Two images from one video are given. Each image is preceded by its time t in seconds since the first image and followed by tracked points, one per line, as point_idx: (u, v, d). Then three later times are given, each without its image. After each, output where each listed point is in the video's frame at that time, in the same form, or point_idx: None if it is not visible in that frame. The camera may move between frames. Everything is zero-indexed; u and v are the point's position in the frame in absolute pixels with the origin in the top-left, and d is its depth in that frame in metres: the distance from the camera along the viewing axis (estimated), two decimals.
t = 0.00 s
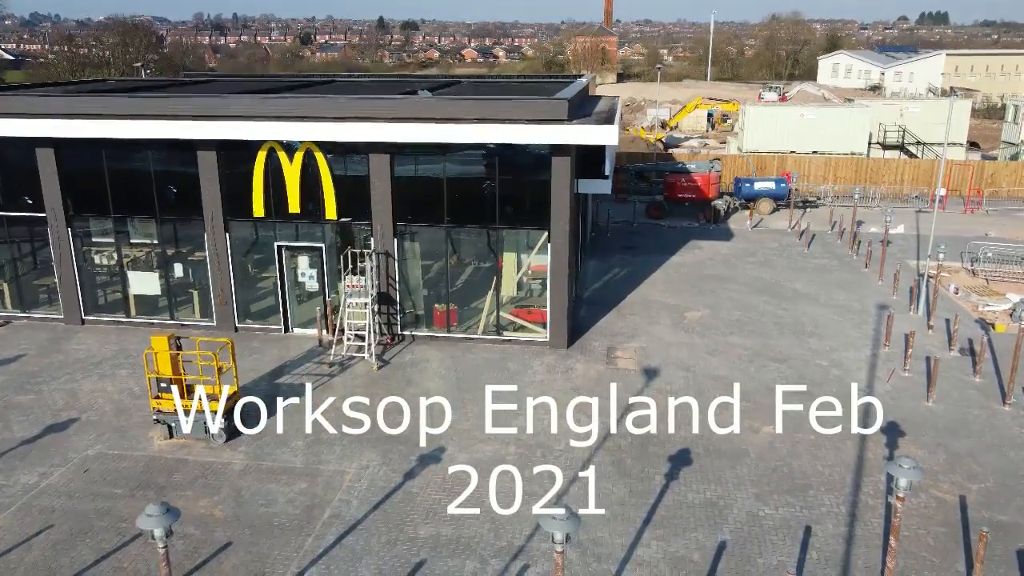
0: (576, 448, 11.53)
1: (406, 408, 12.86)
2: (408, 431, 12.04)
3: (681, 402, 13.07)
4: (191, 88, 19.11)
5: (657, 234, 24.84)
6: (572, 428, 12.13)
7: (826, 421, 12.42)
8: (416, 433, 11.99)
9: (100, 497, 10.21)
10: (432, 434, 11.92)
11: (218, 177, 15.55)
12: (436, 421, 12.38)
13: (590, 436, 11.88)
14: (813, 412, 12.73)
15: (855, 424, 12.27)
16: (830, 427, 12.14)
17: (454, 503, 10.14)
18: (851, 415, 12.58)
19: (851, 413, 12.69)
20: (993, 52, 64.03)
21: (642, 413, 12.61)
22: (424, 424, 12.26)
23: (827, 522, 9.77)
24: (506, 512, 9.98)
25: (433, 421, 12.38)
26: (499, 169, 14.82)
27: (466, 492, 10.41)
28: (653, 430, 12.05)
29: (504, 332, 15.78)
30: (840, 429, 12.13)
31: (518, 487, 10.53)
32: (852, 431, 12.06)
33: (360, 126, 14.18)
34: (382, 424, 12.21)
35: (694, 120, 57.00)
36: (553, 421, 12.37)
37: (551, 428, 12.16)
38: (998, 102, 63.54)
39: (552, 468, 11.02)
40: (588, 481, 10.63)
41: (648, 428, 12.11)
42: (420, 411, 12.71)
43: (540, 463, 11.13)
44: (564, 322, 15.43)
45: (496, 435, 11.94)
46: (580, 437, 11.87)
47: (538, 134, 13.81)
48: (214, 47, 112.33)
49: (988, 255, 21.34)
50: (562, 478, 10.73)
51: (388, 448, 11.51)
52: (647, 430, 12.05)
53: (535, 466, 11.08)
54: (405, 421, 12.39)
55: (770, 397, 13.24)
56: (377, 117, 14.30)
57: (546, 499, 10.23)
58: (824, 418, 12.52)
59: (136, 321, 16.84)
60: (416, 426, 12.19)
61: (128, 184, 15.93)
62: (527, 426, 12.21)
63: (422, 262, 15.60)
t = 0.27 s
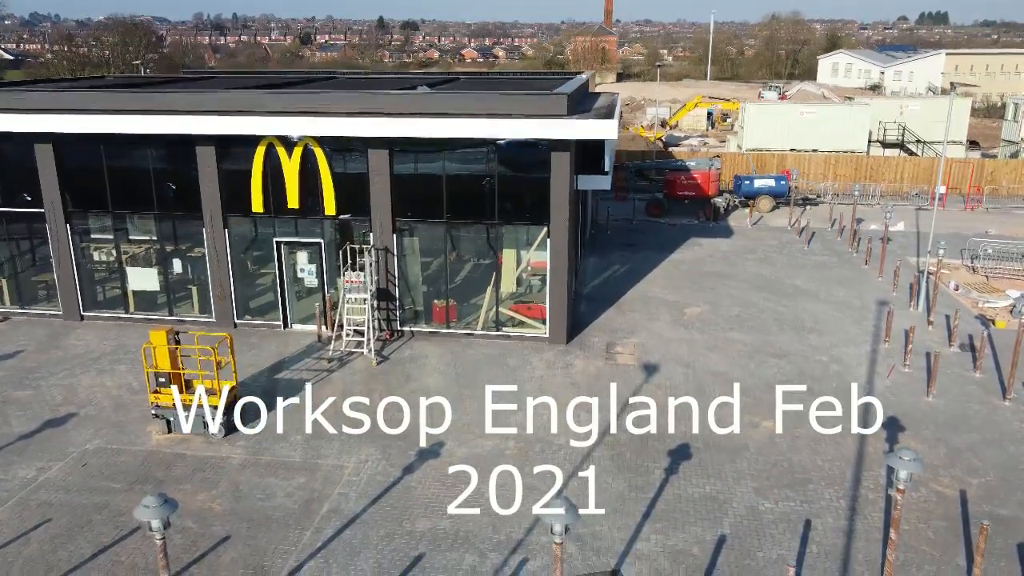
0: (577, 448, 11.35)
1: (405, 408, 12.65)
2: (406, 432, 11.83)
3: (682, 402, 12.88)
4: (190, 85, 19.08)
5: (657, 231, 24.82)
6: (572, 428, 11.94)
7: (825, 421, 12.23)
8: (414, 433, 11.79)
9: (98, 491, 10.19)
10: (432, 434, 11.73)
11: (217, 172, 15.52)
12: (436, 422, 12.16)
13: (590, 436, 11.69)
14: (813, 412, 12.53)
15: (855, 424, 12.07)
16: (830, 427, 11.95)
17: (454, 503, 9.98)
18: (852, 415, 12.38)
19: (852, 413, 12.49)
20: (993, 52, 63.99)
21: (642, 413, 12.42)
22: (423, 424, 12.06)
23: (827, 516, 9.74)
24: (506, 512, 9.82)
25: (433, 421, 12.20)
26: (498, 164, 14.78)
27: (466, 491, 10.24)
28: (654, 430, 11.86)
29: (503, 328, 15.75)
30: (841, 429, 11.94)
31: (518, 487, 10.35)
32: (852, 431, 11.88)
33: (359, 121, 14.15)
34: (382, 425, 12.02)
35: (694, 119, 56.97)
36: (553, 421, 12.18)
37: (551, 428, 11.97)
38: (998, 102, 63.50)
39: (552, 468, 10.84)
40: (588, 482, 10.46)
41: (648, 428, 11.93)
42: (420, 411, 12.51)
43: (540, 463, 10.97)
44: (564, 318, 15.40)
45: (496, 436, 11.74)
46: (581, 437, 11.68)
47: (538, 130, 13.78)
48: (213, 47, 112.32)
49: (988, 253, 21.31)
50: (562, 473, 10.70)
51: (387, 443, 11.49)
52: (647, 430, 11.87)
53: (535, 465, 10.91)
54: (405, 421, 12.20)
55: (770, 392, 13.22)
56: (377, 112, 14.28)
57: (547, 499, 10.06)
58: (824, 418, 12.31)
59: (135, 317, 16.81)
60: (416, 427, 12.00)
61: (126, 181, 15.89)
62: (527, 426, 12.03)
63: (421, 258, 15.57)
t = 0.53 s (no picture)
0: (576, 448, 11.18)
1: (405, 408, 12.47)
2: (403, 432, 11.64)
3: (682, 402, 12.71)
4: (190, 80, 19.04)
5: (657, 229, 24.79)
6: (573, 428, 11.79)
7: (825, 420, 12.04)
8: (411, 433, 11.62)
9: (96, 486, 10.16)
10: (432, 435, 11.55)
11: (216, 167, 15.49)
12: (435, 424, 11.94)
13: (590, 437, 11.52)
14: (813, 412, 12.34)
15: (855, 424, 11.90)
16: (830, 427, 11.77)
17: (454, 503, 9.84)
18: (852, 415, 12.20)
19: (852, 413, 12.30)
20: (992, 51, 63.96)
21: (642, 413, 12.25)
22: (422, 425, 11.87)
23: (827, 510, 9.72)
24: (506, 511, 9.68)
25: (434, 421, 12.02)
26: (498, 160, 14.76)
27: (466, 491, 10.10)
28: (653, 430, 11.70)
29: (503, 323, 15.73)
30: (841, 429, 11.76)
31: (519, 488, 10.19)
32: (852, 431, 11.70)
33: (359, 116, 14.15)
34: (382, 425, 11.84)
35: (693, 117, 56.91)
36: (554, 421, 12.01)
37: (551, 428, 11.80)
38: (998, 101, 63.45)
39: (552, 469, 10.68)
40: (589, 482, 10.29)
41: (648, 428, 11.76)
42: (420, 411, 12.33)
43: (540, 463, 10.80)
44: (563, 314, 15.38)
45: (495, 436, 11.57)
46: (581, 437, 11.53)
47: (538, 124, 13.77)
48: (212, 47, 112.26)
49: (988, 250, 21.29)
50: (562, 467, 10.69)
51: (387, 438, 11.46)
52: (647, 430, 11.70)
53: (535, 465, 10.75)
54: (405, 421, 12.03)
55: (770, 388, 13.20)
56: (376, 107, 14.26)
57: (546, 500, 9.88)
58: (824, 418, 12.14)
59: (134, 313, 16.79)
60: (416, 427, 11.82)
61: (126, 178, 15.87)
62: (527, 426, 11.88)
63: (421, 254, 15.54)
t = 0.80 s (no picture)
0: (576, 448, 11.14)
1: (404, 408, 12.42)
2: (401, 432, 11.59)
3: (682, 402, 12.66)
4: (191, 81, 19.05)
5: (657, 230, 24.79)
6: (573, 428, 11.73)
7: (826, 421, 12.00)
8: (410, 433, 11.56)
9: (95, 485, 10.13)
10: (432, 434, 11.51)
11: (216, 167, 15.48)
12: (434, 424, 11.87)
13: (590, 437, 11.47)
14: (814, 412, 12.29)
15: (855, 424, 11.85)
16: (830, 427, 11.72)
17: (454, 503, 9.79)
18: (852, 415, 12.16)
19: (852, 413, 12.26)
20: (992, 54, 64.01)
21: (643, 413, 12.20)
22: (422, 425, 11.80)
23: (828, 508, 9.69)
24: (505, 512, 9.63)
25: (433, 421, 11.98)
26: (497, 160, 14.75)
27: (465, 491, 10.04)
28: (653, 430, 11.65)
29: (503, 324, 15.71)
30: (841, 429, 11.73)
31: (518, 487, 10.15)
32: (852, 431, 11.65)
33: (359, 116, 14.14)
34: (382, 425, 11.80)
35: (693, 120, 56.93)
36: (554, 421, 11.96)
37: (551, 428, 11.76)
38: (998, 104, 63.52)
39: (552, 469, 10.63)
40: (589, 482, 10.23)
41: (648, 428, 11.70)
42: (420, 411, 12.30)
43: (540, 463, 10.76)
44: (563, 314, 15.36)
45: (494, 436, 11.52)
46: (581, 437, 11.48)
47: (538, 123, 13.77)
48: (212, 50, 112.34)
49: (988, 251, 21.28)
50: (562, 465, 10.67)
51: (386, 437, 11.43)
52: (646, 430, 11.65)
53: (535, 465, 10.70)
54: (405, 421, 12.00)
55: (771, 387, 13.17)
56: (376, 106, 14.26)
57: (545, 499, 9.84)
58: (824, 417, 12.10)
59: (134, 313, 16.77)
60: (416, 427, 11.78)
61: (125, 178, 15.85)
62: (527, 426, 11.82)
63: (421, 254, 15.52)
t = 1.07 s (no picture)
0: (577, 448, 11.26)
1: (404, 409, 12.59)
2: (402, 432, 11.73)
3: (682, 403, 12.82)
4: (191, 88, 19.09)
5: (657, 238, 24.78)
6: (573, 428, 11.87)
7: (826, 421, 12.15)
8: (410, 434, 11.70)
9: (93, 492, 10.07)
10: (432, 434, 11.66)
11: (216, 174, 15.48)
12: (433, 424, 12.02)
13: (590, 436, 11.61)
14: (814, 412, 12.47)
15: (855, 424, 12.01)
16: (830, 427, 11.88)
17: (453, 503, 9.87)
18: (852, 415, 12.33)
19: (852, 413, 12.42)
20: (990, 64, 64.21)
21: (642, 413, 12.36)
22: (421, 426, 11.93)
23: (830, 515, 9.64)
24: (506, 512, 9.71)
25: (433, 421, 12.14)
26: (497, 167, 14.76)
27: (465, 491, 10.14)
28: (653, 430, 11.79)
29: (503, 331, 15.67)
30: (841, 429, 11.87)
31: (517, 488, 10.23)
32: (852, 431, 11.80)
33: (359, 123, 14.15)
34: (382, 425, 11.96)
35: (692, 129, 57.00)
36: (554, 421, 12.12)
37: (552, 428, 11.90)
38: (996, 113, 63.66)
39: (552, 469, 10.72)
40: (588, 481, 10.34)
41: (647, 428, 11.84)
42: (420, 411, 12.46)
43: (540, 463, 10.86)
44: (563, 321, 15.33)
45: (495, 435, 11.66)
46: (581, 437, 11.61)
47: (538, 129, 13.78)
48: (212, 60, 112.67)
49: (988, 259, 21.28)
50: (563, 471, 10.64)
51: (386, 444, 11.38)
52: (646, 430, 11.79)
53: (535, 470, 10.69)
54: (405, 420, 12.15)
55: (771, 394, 13.13)
56: (376, 114, 14.28)
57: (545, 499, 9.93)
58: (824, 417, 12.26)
59: (133, 321, 16.73)
60: (416, 426, 11.93)
61: (125, 186, 15.86)
62: (527, 427, 11.93)
63: (420, 261, 15.50)
